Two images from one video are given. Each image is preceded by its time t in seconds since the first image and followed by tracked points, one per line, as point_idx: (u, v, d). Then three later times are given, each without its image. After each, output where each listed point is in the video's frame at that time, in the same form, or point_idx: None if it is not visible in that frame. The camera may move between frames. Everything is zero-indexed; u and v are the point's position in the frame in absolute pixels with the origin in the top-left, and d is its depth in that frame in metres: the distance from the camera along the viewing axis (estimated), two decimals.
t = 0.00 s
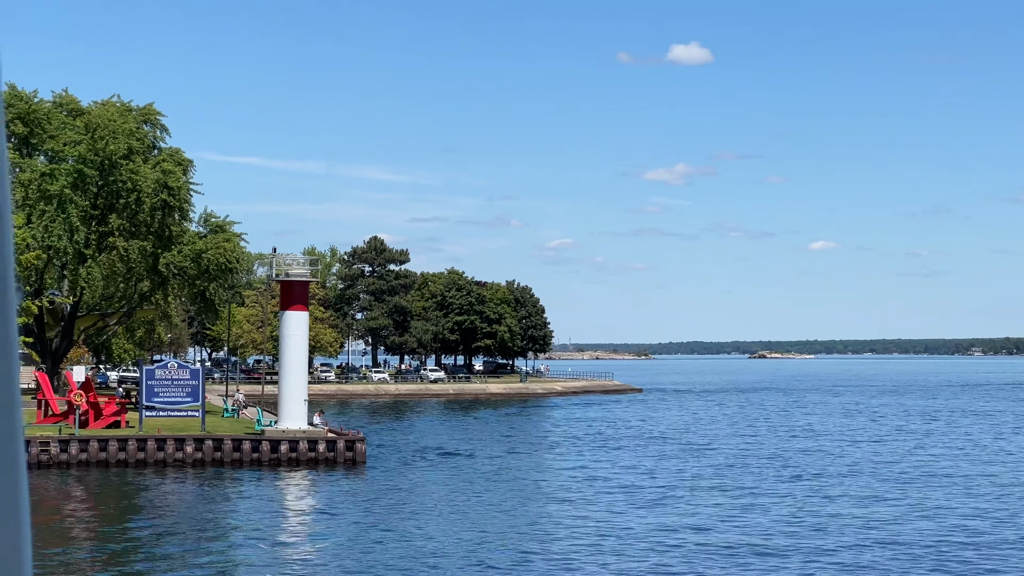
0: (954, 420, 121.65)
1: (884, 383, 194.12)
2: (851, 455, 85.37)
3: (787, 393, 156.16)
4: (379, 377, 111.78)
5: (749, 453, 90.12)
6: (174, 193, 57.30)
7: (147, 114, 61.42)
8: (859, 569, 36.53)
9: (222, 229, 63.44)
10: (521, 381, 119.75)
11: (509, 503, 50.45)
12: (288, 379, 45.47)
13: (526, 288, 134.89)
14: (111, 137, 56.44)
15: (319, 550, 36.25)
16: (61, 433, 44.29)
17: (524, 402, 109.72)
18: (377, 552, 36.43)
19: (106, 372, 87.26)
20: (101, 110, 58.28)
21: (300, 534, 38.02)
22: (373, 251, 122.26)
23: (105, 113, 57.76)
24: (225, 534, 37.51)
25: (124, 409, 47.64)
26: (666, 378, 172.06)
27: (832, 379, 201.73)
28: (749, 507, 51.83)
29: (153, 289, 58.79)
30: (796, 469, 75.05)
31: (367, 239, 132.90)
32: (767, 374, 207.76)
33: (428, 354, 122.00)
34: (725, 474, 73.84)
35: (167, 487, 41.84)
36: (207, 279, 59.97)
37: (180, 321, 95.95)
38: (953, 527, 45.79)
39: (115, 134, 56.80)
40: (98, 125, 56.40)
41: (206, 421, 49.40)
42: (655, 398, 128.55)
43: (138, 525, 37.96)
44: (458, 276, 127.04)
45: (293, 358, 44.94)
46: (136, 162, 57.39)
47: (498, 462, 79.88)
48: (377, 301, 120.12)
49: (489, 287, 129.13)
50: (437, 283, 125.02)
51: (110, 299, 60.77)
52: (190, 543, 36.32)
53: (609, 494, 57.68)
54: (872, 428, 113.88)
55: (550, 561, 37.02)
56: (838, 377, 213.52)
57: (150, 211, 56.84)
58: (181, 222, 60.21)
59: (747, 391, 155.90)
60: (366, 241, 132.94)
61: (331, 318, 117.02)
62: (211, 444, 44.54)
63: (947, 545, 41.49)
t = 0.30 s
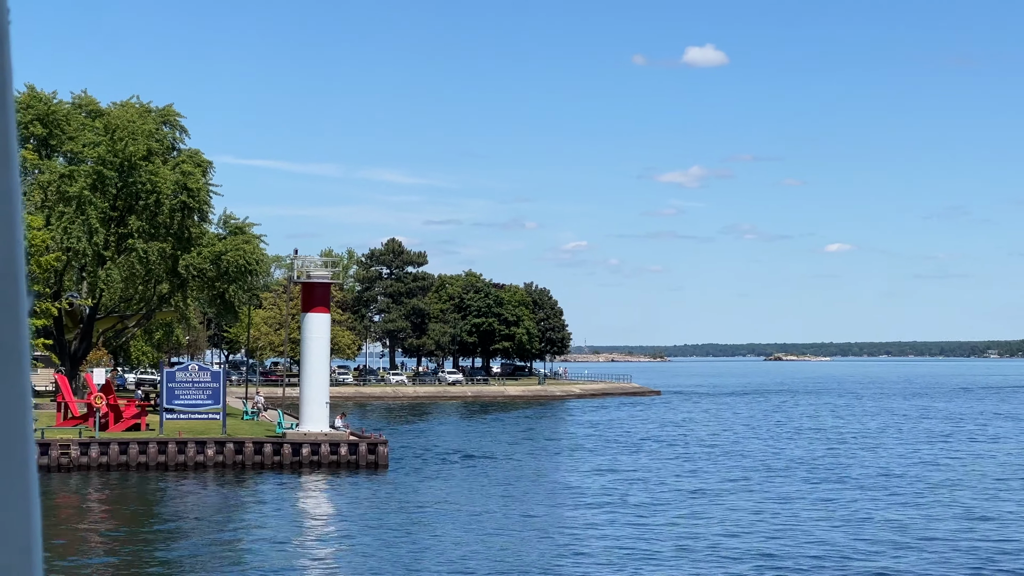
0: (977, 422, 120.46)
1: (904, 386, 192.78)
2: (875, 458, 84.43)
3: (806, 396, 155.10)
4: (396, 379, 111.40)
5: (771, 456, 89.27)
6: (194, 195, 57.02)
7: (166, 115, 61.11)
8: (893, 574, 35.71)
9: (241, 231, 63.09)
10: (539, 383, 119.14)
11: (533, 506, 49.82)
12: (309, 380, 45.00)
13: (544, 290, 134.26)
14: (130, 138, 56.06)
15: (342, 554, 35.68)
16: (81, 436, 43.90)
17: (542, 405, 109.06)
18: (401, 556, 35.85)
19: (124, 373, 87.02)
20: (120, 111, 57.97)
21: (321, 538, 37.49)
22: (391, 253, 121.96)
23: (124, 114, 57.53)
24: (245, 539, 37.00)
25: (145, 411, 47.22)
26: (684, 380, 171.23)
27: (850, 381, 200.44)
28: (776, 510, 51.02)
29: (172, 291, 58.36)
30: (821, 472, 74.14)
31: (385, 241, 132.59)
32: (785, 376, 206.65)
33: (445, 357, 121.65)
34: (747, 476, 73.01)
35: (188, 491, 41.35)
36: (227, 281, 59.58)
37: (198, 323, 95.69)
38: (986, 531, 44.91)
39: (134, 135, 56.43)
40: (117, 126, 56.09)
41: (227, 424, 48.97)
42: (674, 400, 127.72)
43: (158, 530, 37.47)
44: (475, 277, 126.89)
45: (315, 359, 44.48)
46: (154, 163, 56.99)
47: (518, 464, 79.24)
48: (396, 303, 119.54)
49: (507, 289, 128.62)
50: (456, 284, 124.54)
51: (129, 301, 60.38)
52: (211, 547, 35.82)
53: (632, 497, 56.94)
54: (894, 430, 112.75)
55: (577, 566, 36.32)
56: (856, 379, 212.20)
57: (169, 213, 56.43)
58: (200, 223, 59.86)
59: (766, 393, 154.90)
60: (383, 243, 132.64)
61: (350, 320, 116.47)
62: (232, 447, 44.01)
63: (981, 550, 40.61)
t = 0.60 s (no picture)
0: (994, 425, 119.40)
1: (920, 389, 191.43)
2: (893, 461, 83.61)
3: (821, 399, 154.09)
4: (411, 382, 110.76)
5: (788, 459, 88.46)
6: (209, 196, 56.65)
7: (181, 117, 60.70)
8: None
9: (257, 233, 62.61)
10: (554, 387, 118.52)
11: (550, 510, 49.36)
12: (327, 383, 44.50)
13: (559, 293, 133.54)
14: (145, 139, 55.68)
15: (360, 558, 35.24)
16: (97, 439, 43.49)
17: (557, 408, 108.41)
18: (418, 559, 35.43)
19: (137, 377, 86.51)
20: (135, 113, 57.62)
21: (338, 542, 37.05)
22: (405, 255, 121.58)
23: (139, 116, 57.15)
24: (262, 542, 36.59)
25: (161, 414, 46.84)
26: (698, 383, 170.33)
27: (866, 385, 199.13)
28: (796, 513, 50.48)
29: (187, 294, 57.93)
30: (839, 475, 73.43)
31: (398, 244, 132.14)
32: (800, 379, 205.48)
33: (459, 360, 121.18)
34: (764, 479, 72.39)
35: (204, 495, 40.94)
36: (242, 283, 59.11)
37: (212, 326, 95.13)
38: (1011, 534, 44.28)
39: (149, 136, 56.01)
40: (132, 127, 55.64)
41: (244, 427, 48.63)
42: (689, 404, 126.97)
43: (174, 533, 37.07)
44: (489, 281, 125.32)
45: (333, 361, 44.01)
46: (169, 165, 56.58)
47: (533, 468, 78.59)
48: (410, 306, 119.21)
49: (522, 292, 128.07)
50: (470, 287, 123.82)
51: (144, 303, 59.93)
52: (228, 550, 35.42)
53: (650, 501, 56.44)
54: (911, 433, 111.83)
55: (597, 569, 35.84)
56: (872, 382, 210.89)
57: (184, 215, 56.07)
58: (215, 225, 59.43)
59: (781, 397, 153.87)
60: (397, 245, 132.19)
61: (363, 323, 115.57)
62: (250, 451, 43.63)
63: (1006, 553, 40.04)
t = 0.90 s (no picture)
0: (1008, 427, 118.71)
1: (930, 390, 190.50)
2: (907, 463, 83.06)
3: (832, 401, 153.43)
4: (421, 384, 110.35)
5: (801, 461, 87.94)
6: (220, 196, 56.30)
7: (193, 116, 60.38)
8: None
9: (268, 234, 62.24)
10: (565, 388, 118.12)
11: (563, 512, 49.00)
12: (341, 385, 43.89)
13: (570, 294, 133.10)
14: (157, 139, 55.33)
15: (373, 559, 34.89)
16: (110, 441, 43.09)
17: (568, 409, 107.97)
18: (435, 561, 35.06)
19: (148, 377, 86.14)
20: (146, 112, 57.30)
21: (352, 544, 36.59)
22: (415, 256, 121.35)
23: (150, 115, 56.78)
24: (276, 544, 36.18)
25: (174, 416, 46.48)
26: (708, 385, 169.83)
27: (876, 386, 198.34)
28: (812, 515, 50.04)
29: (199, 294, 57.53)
30: (853, 477, 72.89)
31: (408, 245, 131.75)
32: (810, 381, 204.56)
33: (470, 361, 120.83)
34: (777, 481, 71.92)
35: (217, 497, 40.54)
36: (254, 284, 58.75)
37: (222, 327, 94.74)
38: None
39: (160, 136, 55.66)
40: (144, 126, 55.29)
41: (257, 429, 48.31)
42: (700, 405, 126.46)
43: (187, 535, 36.67)
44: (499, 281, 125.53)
45: (347, 362, 43.47)
46: (181, 164, 56.19)
47: (545, 470, 78.14)
48: (420, 307, 119.39)
49: (533, 293, 127.71)
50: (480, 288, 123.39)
51: (154, 304, 59.53)
52: (242, 552, 35.04)
53: (664, 502, 55.99)
54: (924, 435, 111.20)
55: (615, 571, 35.45)
56: (882, 384, 210.05)
57: (195, 215, 55.67)
58: (227, 225, 59.03)
59: (791, 398, 153.25)
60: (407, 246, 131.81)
61: (374, 324, 115.01)
62: (263, 452, 43.23)
63: None
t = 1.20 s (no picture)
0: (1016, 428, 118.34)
1: (937, 391, 189.92)
2: (917, 464, 82.54)
3: (839, 401, 152.96)
4: (428, 384, 109.98)
5: (810, 462, 87.47)
6: (229, 195, 55.91)
7: (201, 115, 59.99)
8: None
9: (278, 233, 61.88)
10: (572, 389, 117.75)
11: (574, 513, 48.64)
12: (352, 385, 43.53)
13: (577, 294, 132.61)
14: (166, 138, 55.00)
15: (382, 560, 34.57)
16: (119, 441, 42.76)
17: (575, 410, 107.58)
18: (448, 562, 34.82)
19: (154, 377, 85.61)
20: (154, 110, 56.97)
21: (362, 546, 36.28)
22: (422, 256, 120.86)
23: (158, 114, 56.41)
24: (287, 545, 35.86)
25: (182, 416, 46.10)
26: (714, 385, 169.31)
27: (882, 387, 197.76)
28: (823, 515, 49.82)
29: (207, 294, 57.13)
30: (863, 477, 72.54)
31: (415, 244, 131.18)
32: (816, 382, 203.91)
33: (477, 361, 120.43)
34: (786, 481, 71.62)
35: (228, 498, 40.21)
36: (263, 283, 58.32)
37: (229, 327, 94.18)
38: None
39: (169, 135, 55.34)
40: (152, 125, 54.94)
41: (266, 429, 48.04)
42: (707, 406, 126.04)
43: (197, 536, 36.36)
44: (507, 282, 125.33)
45: (358, 362, 43.10)
46: (190, 163, 55.83)
47: (553, 471, 77.68)
48: (427, 307, 118.75)
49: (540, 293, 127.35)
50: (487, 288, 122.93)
51: (162, 303, 59.21)
52: (253, 553, 34.77)
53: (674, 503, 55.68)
54: (932, 436, 110.83)
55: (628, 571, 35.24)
56: (889, 384, 209.48)
57: (204, 214, 55.32)
58: (235, 225, 58.66)
59: (798, 399, 152.73)
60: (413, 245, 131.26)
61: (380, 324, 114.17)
62: (274, 453, 42.85)
63: None
